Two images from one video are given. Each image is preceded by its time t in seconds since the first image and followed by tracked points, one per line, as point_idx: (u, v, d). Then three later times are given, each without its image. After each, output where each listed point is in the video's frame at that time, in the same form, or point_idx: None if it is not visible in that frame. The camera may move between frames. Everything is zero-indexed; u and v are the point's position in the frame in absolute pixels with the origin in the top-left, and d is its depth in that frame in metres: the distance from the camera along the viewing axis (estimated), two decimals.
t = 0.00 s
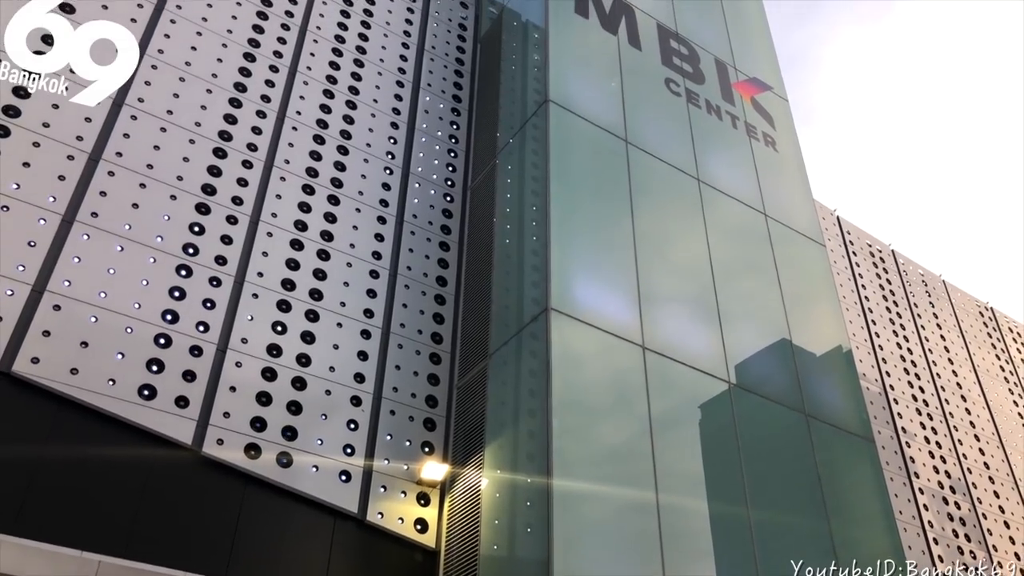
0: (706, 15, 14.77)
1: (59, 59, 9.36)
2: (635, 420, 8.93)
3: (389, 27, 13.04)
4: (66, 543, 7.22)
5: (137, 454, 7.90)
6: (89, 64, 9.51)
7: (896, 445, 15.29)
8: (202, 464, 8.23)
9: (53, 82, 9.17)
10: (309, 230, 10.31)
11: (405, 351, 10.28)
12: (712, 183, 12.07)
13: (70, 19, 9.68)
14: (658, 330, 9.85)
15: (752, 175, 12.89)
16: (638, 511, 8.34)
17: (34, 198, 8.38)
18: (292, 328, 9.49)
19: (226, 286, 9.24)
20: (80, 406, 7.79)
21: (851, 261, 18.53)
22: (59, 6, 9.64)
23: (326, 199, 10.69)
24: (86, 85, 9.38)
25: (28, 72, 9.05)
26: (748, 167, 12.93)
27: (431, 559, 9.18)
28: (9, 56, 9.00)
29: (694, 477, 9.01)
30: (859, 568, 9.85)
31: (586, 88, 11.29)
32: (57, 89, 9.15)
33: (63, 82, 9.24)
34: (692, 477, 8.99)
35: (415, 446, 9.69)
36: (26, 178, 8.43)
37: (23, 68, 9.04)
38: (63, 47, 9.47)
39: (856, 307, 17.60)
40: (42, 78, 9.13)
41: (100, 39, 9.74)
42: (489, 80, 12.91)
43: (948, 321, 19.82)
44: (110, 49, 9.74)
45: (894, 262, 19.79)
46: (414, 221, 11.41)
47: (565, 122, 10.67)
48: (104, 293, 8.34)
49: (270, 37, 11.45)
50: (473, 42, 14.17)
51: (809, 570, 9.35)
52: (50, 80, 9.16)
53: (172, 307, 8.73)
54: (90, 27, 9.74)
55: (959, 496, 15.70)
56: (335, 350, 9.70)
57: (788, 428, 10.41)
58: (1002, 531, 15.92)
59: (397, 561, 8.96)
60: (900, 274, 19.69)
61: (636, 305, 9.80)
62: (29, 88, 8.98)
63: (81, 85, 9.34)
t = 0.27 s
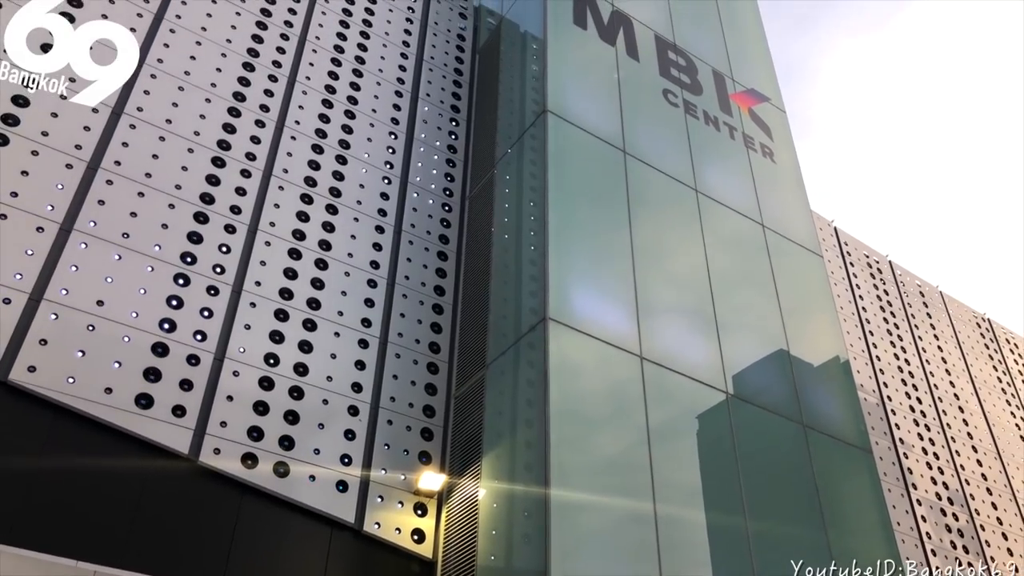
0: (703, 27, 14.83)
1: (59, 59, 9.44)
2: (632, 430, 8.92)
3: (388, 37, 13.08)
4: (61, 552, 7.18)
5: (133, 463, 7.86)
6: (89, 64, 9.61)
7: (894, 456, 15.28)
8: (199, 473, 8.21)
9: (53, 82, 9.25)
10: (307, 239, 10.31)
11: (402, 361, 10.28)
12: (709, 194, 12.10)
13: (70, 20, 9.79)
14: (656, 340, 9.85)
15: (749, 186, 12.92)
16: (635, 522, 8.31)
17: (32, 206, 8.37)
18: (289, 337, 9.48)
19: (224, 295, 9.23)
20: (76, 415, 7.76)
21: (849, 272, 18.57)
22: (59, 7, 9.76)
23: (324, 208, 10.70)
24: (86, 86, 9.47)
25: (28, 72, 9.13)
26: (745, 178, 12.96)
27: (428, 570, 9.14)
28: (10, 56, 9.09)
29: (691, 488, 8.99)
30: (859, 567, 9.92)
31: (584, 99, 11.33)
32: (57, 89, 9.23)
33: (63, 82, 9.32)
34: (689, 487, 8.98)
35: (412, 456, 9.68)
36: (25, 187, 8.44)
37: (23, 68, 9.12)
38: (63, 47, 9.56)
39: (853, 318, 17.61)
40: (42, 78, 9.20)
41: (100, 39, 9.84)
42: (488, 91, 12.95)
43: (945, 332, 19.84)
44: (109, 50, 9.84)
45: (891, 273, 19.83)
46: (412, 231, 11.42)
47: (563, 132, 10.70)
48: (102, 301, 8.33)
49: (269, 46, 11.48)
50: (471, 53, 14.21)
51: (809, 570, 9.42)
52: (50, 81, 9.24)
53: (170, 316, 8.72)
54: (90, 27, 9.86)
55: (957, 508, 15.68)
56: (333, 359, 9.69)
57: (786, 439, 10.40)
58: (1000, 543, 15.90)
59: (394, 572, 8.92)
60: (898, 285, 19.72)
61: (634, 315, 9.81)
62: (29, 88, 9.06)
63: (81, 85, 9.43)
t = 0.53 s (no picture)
0: (701, 37, 14.88)
1: (59, 59, 9.52)
2: (630, 439, 8.91)
3: (387, 46, 13.11)
4: (56, 560, 7.14)
5: (129, 472, 7.83)
6: (89, 64, 9.69)
7: (891, 466, 15.28)
8: (195, 482, 8.17)
9: (53, 82, 9.31)
10: (305, 247, 10.31)
11: (399, 369, 10.26)
12: (707, 203, 12.12)
13: (70, 19, 9.86)
14: (653, 349, 9.85)
15: (747, 196, 12.94)
16: (633, 532, 8.29)
17: (30, 214, 8.37)
18: (286, 345, 9.47)
19: (221, 303, 9.22)
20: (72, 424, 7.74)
21: (846, 281, 18.59)
22: (59, 7, 9.84)
23: (322, 216, 10.70)
24: (86, 86, 9.53)
25: (28, 72, 9.20)
26: (743, 188, 12.99)
27: None
28: (10, 56, 9.16)
29: (689, 498, 8.98)
30: (859, 567, 10.00)
31: (582, 109, 11.35)
32: (57, 88, 9.29)
33: (63, 82, 9.38)
34: (686, 496, 8.96)
35: (408, 465, 9.65)
36: (22, 194, 8.43)
37: (23, 68, 9.19)
38: (63, 47, 9.64)
39: (850, 327, 17.63)
40: (42, 78, 9.27)
41: (100, 39, 9.92)
42: (486, 100, 12.97)
43: (942, 342, 19.87)
44: (109, 51, 9.92)
45: (888, 283, 19.86)
46: (410, 239, 11.42)
47: (561, 141, 10.72)
48: (99, 309, 8.32)
49: (268, 55, 11.49)
50: (470, 62, 14.23)
51: (809, 570, 9.50)
52: (50, 80, 9.30)
53: (167, 324, 8.71)
54: (90, 27, 9.94)
55: (954, 518, 15.67)
56: (330, 368, 9.68)
57: (783, 449, 10.40)
58: (997, 553, 15.88)
59: None
60: (895, 294, 19.75)
61: (631, 325, 9.81)
62: (29, 87, 9.12)
63: (82, 85, 9.50)
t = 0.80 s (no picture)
0: (699, 46, 14.93)
1: (59, 60, 9.60)
2: (627, 447, 8.89)
3: (385, 53, 13.14)
4: (50, 568, 7.10)
5: (125, 479, 7.80)
6: (89, 64, 9.77)
7: (889, 474, 15.27)
8: (193, 490, 8.15)
9: (53, 82, 9.38)
10: (303, 254, 10.30)
11: (397, 377, 10.25)
12: (704, 211, 12.14)
13: (70, 21, 9.96)
14: (651, 357, 9.85)
15: (744, 203, 12.97)
16: (631, 540, 8.27)
17: (27, 220, 8.36)
18: (283, 352, 9.45)
19: (218, 309, 9.21)
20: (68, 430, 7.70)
21: (843, 289, 18.62)
22: (59, 9, 9.94)
23: (320, 223, 10.71)
24: (87, 86, 9.61)
25: (28, 72, 9.26)
26: (740, 196, 13.01)
27: None
28: (10, 56, 9.23)
29: (687, 506, 8.96)
30: (859, 567, 10.10)
31: (580, 116, 11.37)
32: (57, 88, 9.36)
33: (63, 82, 9.46)
34: (684, 504, 8.95)
35: (406, 472, 9.63)
36: (20, 199, 8.43)
37: (24, 68, 9.26)
38: (63, 48, 9.72)
39: (848, 335, 17.65)
40: (42, 78, 9.34)
41: (99, 40, 10.01)
42: (485, 108, 13.00)
43: (939, 350, 19.89)
44: (108, 51, 10.00)
45: (885, 291, 19.90)
46: (408, 246, 11.42)
47: (559, 149, 10.73)
48: (95, 315, 8.30)
49: (267, 61, 11.51)
50: (468, 69, 14.26)
51: (809, 570, 9.59)
52: (50, 81, 9.38)
53: (164, 331, 8.69)
54: (90, 28, 10.03)
55: (952, 526, 15.66)
56: (327, 375, 9.66)
57: (781, 457, 10.39)
58: (995, 561, 15.87)
59: None
60: (892, 303, 19.78)
61: (629, 332, 9.81)
62: (29, 88, 9.18)
63: (82, 85, 9.58)
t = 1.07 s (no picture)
0: (698, 53, 14.97)
1: (60, 60, 9.66)
2: (624, 454, 8.87)
3: (384, 60, 13.16)
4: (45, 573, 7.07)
5: (121, 484, 7.77)
6: (89, 63, 9.82)
7: (886, 481, 15.26)
8: (189, 497, 8.10)
9: (53, 82, 9.44)
10: (301, 260, 10.30)
11: (394, 382, 10.24)
12: (702, 218, 12.15)
13: (70, 21, 10.00)
14: (649, 364, 9.84)
15: (742, 210, 12.98)
16: (628, 548, 8.25)
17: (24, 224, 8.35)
18: (281, 357, 9.44)
19: (215, 315, 9.20)
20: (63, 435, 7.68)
21: (841, 296, 18.64)
22: (59, 8, 9.98)
23: (318, 229, 10.70)
24: (87, 87, 9.66)
25: (28, 72, 9.31)
26: (738, 202, 13.03)
27: None
28: (10, 56, 9.28)
29: (684, 514, 8.94)
30: (859, 567, 10.17)
31: (578, 123, 11.39)
32: (57, 88, 9.42)
33: (63, 83, 9.51)
34: (681, 510, 8.94)
35: (403, 479, 9.62)
36: (17, 203, 8.43)
37: (24, 69, 9.31)
38: (63, 48, 9.77)
39: (845, 342, 17.66)
40: (42, 78, 9.39)
41: (99, 39, 10.06)
42: (483, 114, 13.02)
43: (937, 358, 19.90)
44: (108, 50, 10.05)
45: (883, 299, 19.92)
46: (406, 252, 11.43)
47: (557, 156, 10.74)
48: (92, 320, 8.29)
49: (265, 67, 11.53)
50: (467, 76, 14.28)
51: (809, 570, 9.65)
52: (50, 81, 9.43)
53: (161, 335, 8.68)
54: (90, 27, 10.08)
55: (949, 534, 15.65)
56: (324, 380, 9.65)
57: (779, 464, 10.38)
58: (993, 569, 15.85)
59: None
60: (890, 310, 19.79)
61: (627, 339, 9.80)
62: (30, 88, 9.24)
63: (82, 85, 9.63)
